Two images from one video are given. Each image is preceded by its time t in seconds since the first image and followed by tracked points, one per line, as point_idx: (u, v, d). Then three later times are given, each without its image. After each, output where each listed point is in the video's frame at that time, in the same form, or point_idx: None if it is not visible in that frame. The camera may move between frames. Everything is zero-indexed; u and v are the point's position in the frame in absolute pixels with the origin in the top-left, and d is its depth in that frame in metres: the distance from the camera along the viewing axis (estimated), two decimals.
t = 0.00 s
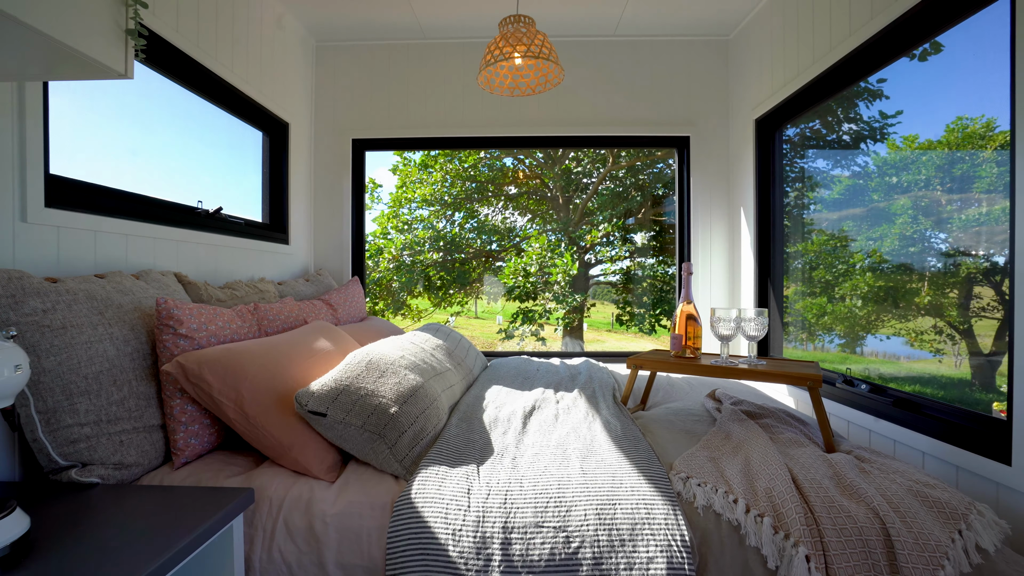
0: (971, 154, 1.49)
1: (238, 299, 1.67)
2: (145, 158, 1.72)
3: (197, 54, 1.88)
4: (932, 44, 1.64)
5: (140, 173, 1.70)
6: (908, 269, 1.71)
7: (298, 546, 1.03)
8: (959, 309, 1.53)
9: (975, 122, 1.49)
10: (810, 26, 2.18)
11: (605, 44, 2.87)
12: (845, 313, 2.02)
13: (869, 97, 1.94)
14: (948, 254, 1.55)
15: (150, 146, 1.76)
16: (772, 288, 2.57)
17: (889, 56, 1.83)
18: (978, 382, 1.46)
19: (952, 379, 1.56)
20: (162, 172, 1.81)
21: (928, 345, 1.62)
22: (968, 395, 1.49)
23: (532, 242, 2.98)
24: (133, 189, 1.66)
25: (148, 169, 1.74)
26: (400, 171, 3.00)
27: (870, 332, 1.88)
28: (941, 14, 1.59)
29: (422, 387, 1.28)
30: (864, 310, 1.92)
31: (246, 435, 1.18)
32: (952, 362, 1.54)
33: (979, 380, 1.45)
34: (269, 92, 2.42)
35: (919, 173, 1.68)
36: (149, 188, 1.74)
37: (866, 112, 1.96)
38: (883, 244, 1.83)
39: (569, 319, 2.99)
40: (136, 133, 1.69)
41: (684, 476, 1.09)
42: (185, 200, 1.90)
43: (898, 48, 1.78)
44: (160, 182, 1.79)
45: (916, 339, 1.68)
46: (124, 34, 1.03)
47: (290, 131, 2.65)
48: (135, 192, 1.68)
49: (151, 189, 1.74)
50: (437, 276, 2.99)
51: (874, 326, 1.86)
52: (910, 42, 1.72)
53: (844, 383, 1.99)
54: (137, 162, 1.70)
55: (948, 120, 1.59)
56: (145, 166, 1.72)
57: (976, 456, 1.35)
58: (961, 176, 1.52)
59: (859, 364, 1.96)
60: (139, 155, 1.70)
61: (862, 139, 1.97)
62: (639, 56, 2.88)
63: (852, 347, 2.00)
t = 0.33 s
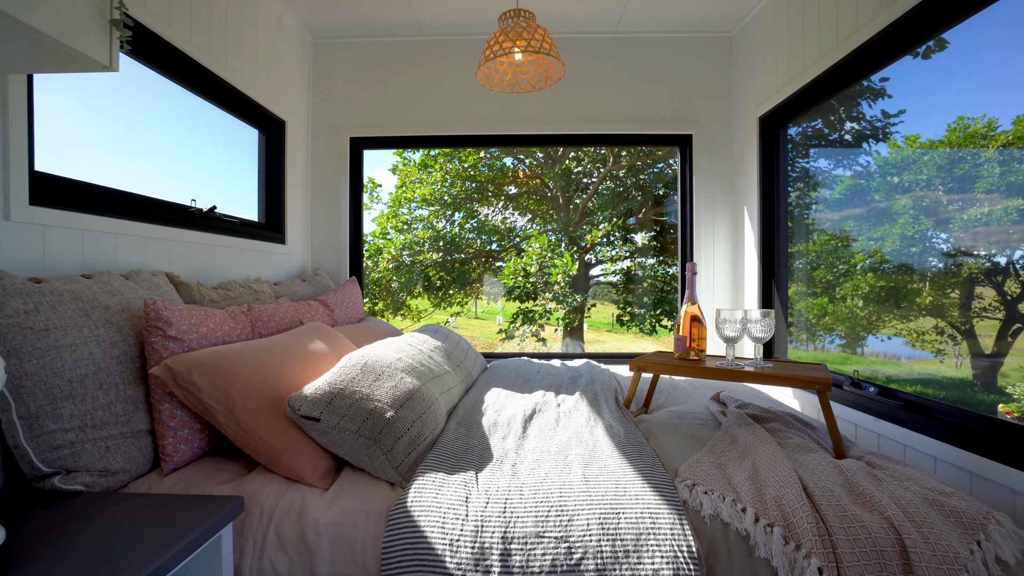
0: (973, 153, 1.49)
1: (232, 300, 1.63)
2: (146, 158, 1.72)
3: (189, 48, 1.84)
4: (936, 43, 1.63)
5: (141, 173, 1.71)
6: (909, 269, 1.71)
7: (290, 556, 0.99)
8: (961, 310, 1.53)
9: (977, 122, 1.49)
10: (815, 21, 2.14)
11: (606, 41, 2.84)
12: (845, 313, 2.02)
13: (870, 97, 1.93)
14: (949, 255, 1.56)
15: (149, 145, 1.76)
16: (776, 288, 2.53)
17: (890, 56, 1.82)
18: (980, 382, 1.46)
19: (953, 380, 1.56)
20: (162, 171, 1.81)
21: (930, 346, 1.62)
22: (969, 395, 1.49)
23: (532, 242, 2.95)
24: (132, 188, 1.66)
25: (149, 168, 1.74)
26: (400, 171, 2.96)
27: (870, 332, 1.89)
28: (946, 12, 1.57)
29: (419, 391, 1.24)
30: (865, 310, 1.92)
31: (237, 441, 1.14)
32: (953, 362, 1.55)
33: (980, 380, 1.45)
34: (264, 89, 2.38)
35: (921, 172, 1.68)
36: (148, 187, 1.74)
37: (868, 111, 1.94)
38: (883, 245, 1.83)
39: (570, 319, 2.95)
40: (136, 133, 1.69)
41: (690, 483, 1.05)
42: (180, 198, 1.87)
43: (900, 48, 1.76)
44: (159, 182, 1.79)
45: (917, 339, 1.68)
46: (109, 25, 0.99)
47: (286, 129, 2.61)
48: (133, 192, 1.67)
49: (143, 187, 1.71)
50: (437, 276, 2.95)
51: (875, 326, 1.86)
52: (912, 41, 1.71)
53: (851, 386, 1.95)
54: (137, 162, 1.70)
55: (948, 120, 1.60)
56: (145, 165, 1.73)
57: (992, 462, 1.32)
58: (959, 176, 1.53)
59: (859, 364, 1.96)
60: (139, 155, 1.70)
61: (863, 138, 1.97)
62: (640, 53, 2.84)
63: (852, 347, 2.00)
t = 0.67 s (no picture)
0: (975, 151, 1.47)
1: (222, 300, 1.59)
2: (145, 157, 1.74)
3: (174, 39, 1.79)
4: (940, 39, 1.59)
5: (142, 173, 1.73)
6: (909, 269, 1.69)
7: (276, 568, 0.94)
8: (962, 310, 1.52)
9: (978, 122, 1.47)
10: (820, 15, 2.10)
11: (606, 37, 2.79)
12: (845, 314, 2.02)
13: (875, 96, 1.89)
14: (949, 255, 1.54)
15: (149, 145, 1.77)
16: (780, 288, 2.49)
17: (894, 52, 1.79)
18: (981, 382, 1.44)
19: (954, 381, 1.55)
20: (162, 171, 1.83)
21: (931, 346, 1.61)
22: (970, 396, 1.48)
23: (532, 242, 2.90)
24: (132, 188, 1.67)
25: (149, 168, 1.76)
26: (399, 169, 2.92)
27: (871, 333, 1.88)
28: (951, 7, 1.53)
29: (413, 394, 1.19)
30: (866, 310, 1.91)
31: (223, 446, 1.10)
32: (953, 362, 1.54)
33: (980, 380, 1.45)
34: (257, 85, 2.33)
35: (922, 173, 1.66)
36: (148, 187, 1.75)
37: (871, 109, 1.91)
38: (885, 244, 1.81)
39: (570, 320, 2.91)
40: (136, 133, 1.71)
41: (696, 491, 1.01)
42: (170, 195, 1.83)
43: (904, 44, 1.73)
44: (159, 182, 1.81)
45: (917, 339, 1.67)
46: (85, 12, 0.94)
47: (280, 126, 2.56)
48: (133, 192, 1.69)
49: (128, 183, 1.66)
50: (436, 276, 2.91)
51: (876, 326, 1.85)
52: (916, 38, 1.67)
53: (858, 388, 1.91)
54: (137, 161, 1.72)
55: (951, 119, 1.57)
56: (145, 165, 1.74)
57: (1007, 468, 1.27)
58: (960, 176, 1.51)
59: (857, 364, 1.97)
60: (139, 155, 1.72)
61: (865, 137, 1.94)
62: (641, 50, 2.79)
63: (852, 347, 1.99)
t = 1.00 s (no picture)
0: (977, 151, 1.45)
1: (213, 299, 1.55)
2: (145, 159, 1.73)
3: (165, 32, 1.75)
4: (943, 36, 1.57)
5: (140, 175, 1.72)
6: (911, 269, 1.68)
7: None
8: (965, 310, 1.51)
9: (980, 120, 1.46)
10: (823, 9, 2.06)
11: (607, 33, 2.75)
12: (847, 314, 2.00)
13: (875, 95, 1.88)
14: (950, 255, 1.53)
15: (150, 147, 1.77)
16: (784, 287, 2.44)
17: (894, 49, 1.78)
18: (983, 382, 1.44)
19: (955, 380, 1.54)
20: (162, 173, 1.83)
21: (932, 346, 1.60)
22: (971, 395, 1.48)
23: (532, 241, 2.86)
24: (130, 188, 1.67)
25: (148, 170, 1.76)
26: (399, 169, 2.88)
27: (873, 333, 1.86)
28: (948, 7, 1.53)
29: (407, 397, 1.15)
30: (868, 310, 1.89)
31: (209, 451, 1.05)
32: (955, 362, 1.53)
33: (982, 379, 1.44)
34: (251, 80, 2.29)
35: (924, 173, 1.64)
36: (145, 185, 1.74)
37: (873, 108, 1.89)
38: (886, 244, 1.80)
39: (570, 320, 2.87)
40: (135, 133, 1.70)
41: (701, 499, 0.96)
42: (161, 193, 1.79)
43: (904, 43, 1.72)
44: (154, 180, 1.78)
45: (919, 339, 1.66)
46: None
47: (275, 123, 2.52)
48: (128, 191, 1.67)
49: (117, 178, 1.62)
50: (436, 276, 2.87)
51: (879, 326, 1.83)
52: (916, 37, 1.66)
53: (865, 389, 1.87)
54: (137, 163, 1.71)
55: (953, 118, 1.56)
56: (144, 166, 1.74)
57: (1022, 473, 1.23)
58: (961, 175, 1.50)
59: (858, 364, 1.96)
60: (139, 155, 1.71)
61: (867, 136, 1.92)
62: (641, 46, 2.75)
63: (853, 347, 1.98)
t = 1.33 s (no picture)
0: (978, 150, 1.43)
1: (202, 299, 1.51)
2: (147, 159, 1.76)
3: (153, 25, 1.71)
4: (946, 34, 1.55)
5: (141, 174, 1.74)
6: (911, 269, 1.65)
7: None
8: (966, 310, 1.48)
9: (981, 119, 1.44)
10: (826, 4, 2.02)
11: (607, 29, 2.71)
12: (847, 313, 1.97)
13: (876, 94, 1.86)
14: (950, 255, 1.51)
15: (150, 149, 1.80)
16: (787, 286, 2.40)
17: (895, 46, 1.75)
18: (983, 382, 1.42)
19: (956, 379, 1.52)
20: (150, 170, 1.78)
21: (932, 346, 1.58)
22: (972, 396, 1.46)
23: (531, 241, 2.82)
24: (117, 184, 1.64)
25: (149, 169, 1.78)
26: (399, 168, 2.84)
27: (873, 332, 1.83)
28: (944, 6, 1.53)
29: (400, 401, 1.11)
30: (867, 310, 1.86)
31: (193, 458, 1.01)
32: (956, 362, 1.51)
33: (985, 380, 1.42)
34: (244, 76, 2.25)
35: (925, 171, 1.61)
36: (135, 184, 1.71)
37: (875, 106, 1.86)
38: (885, 244, 1.78)
39: (570, 320, 2.83)
40: (135, 135, 1.73)
41: (705, 508, 0.92)
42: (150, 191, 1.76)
43: (904, 40, 1.70)
44: (144, 179, 1.75)
45: (919, 339, 1.63)
46: None
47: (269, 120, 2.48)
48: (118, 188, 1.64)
49: (101, 175, 1.58)
50: (435, 276, 2.82)
51: (878, 326, 1.81)
52: (918, 34, 1.64)
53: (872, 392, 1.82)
54: (137, 163, 1.73)
55: (952, 119, 1.54)
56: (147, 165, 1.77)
57: None
58: (960, 175, 1.49)
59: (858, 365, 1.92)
60: (139, 155, 1.74)
61: (867, 135, 1.90)
62: (641, 42, 2.71)
63: (855, 346, 1.93)
